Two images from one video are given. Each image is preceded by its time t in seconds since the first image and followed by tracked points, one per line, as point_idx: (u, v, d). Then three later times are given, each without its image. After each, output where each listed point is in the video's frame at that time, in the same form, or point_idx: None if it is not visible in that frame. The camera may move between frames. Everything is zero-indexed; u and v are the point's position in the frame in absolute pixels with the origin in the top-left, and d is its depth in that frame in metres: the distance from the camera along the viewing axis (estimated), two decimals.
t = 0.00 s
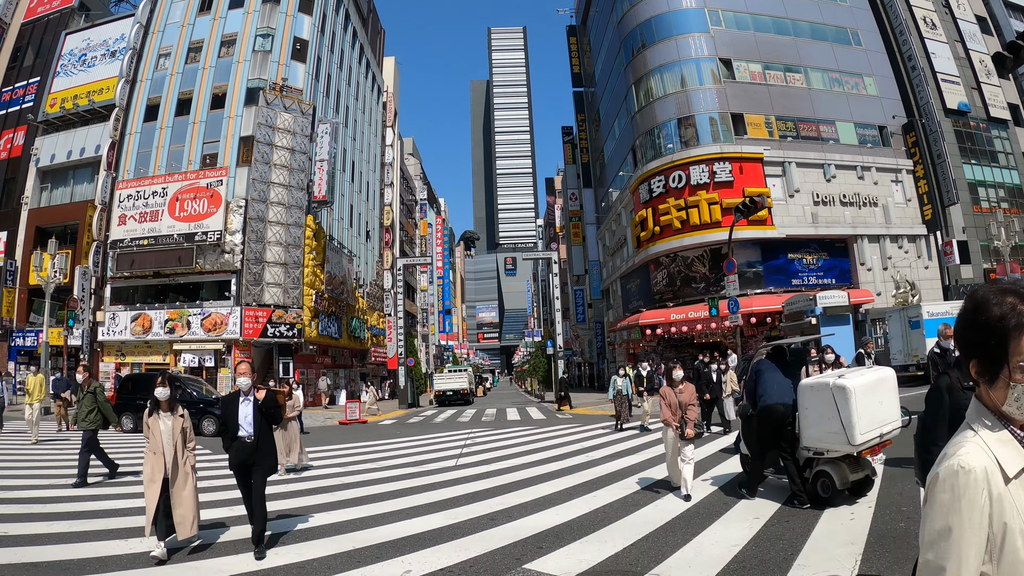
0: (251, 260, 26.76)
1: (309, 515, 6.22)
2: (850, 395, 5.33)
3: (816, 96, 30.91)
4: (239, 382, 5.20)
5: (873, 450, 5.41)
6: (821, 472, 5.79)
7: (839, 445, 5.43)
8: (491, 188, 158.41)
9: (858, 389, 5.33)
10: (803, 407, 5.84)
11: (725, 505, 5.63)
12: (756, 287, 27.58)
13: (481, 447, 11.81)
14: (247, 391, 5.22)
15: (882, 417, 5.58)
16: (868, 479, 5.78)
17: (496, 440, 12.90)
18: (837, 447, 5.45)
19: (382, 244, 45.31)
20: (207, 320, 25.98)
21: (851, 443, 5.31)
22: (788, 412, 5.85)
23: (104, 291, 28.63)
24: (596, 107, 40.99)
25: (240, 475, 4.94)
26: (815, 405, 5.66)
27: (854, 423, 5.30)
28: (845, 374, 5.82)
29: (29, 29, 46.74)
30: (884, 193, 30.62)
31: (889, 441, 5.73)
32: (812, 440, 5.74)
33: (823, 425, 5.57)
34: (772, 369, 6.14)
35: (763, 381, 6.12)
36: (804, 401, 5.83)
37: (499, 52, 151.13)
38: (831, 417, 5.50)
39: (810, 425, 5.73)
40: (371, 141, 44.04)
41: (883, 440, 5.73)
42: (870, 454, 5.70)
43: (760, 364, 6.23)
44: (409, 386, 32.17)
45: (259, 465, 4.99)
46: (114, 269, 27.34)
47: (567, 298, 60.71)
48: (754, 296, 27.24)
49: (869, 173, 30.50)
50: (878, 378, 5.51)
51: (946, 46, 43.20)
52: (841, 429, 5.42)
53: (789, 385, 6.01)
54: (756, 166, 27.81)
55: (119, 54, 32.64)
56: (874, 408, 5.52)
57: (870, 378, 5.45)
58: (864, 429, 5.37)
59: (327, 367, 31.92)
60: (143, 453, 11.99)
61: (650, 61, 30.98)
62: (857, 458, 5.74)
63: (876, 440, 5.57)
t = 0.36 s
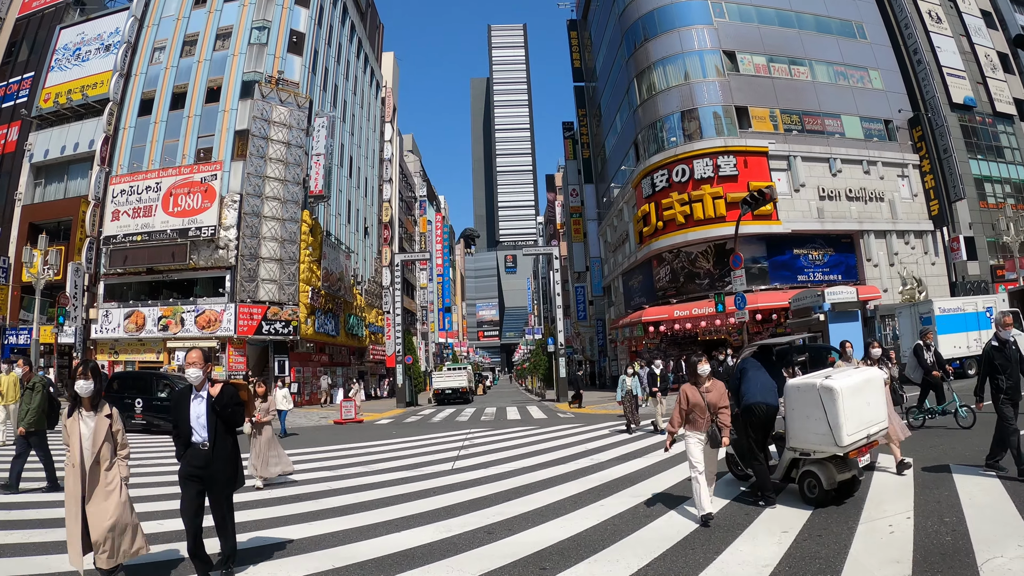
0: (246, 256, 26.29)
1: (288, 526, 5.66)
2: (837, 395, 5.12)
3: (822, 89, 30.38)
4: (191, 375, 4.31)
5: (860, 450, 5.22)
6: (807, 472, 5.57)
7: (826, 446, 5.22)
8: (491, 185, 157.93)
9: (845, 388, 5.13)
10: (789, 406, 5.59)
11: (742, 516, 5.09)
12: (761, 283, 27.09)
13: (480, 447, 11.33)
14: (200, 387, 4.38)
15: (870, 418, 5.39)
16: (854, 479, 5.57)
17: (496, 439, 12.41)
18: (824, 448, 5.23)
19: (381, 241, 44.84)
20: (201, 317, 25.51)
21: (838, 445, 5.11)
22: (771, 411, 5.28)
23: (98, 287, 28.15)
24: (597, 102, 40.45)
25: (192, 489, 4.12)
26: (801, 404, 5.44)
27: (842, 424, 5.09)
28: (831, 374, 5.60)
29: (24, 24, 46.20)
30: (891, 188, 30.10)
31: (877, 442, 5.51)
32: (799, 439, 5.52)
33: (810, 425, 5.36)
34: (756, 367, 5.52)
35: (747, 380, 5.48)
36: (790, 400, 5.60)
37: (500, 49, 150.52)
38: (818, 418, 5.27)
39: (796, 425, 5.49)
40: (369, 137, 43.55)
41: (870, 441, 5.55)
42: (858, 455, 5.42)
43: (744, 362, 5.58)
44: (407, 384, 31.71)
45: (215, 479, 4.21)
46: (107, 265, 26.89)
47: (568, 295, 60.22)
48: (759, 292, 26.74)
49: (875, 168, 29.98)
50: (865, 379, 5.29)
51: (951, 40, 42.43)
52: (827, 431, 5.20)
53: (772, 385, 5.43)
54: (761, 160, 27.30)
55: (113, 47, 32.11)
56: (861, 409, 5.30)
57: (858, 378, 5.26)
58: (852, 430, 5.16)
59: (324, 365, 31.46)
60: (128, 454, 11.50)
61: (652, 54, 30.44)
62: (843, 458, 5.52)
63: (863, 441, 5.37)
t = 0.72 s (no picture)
0: (240, 252, 25.84)
1: (262, 540, 5.11)
2: (819, 396, 4.88)
3: (827, 82, 29.86)
4: (100, 376, 3.46)
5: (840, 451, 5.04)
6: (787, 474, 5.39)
7: (806, 447, 5.01)
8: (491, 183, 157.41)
9: (826, 389, 4.89)
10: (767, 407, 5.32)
11: (762, 528, 4.62)
12: (765, 280, 26.63)
13: (477, 448, 10.87)
14: (113, 389, 3.55)
15: (848, 419, 5.23)
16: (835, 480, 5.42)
17: (495, 440, 11.93)
18: (805, 448, 4.99)
19: (379, 238, 44.40)
20: (195, 314, 25.08)
21: (820, 446, 4.87)
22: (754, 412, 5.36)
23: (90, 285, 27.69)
24: (598, 97, 39.92)
25: (109, 524, 3.37)
26: (781, 405, 5.16)
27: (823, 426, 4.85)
28: (811, 376, 5.44)
29: (18, 19, 45.71)
30: (897, 183, 29.59)
31: (858, 443, 5.40)
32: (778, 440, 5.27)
33: (789, 426, 5.10)
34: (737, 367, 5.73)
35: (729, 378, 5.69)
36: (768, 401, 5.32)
37: (500, 47, 149.95)
38: (798, 418, 5.02)
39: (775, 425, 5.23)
40: (367, 133, 43.08)
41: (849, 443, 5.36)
42: (838, 455, 5.29)
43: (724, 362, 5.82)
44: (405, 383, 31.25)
45: (133, 510, 3.42)
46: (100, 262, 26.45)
47: (569, 293, 59.74)
48: (764, 289, 26.29)
49: (881, 163, 29.48)
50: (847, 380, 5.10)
51: (956, 34, 41.85)
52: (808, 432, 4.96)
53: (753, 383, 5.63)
54: (765, 154, 26.81)
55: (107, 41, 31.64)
56: (840, 410, 5.12)
57: (838, 380, 5.07)
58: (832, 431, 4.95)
59: (321, 363, 31.01)
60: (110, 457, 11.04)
61: (654, 46, 29.93)
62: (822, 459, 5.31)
63: (841, 442, 5.20)
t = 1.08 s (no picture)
0: (233, 249, 25.36)
1: (228, 562, 4.60)
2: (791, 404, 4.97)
3: (831, 76, 29.33)
4: None
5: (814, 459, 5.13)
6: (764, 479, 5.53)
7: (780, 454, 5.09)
8: (491, 181, 156.96)
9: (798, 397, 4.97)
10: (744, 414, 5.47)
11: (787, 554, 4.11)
12: (769, 277, 26.15)
13: (472, 451, 10.37)
14: None
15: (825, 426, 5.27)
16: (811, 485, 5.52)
17: (493, 443, 11.42)
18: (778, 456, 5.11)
19: (377, 235, 43.91)
20: (187, 312, 24.64)
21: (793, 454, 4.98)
22: (727, 419, 5.54)
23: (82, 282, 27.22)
24: (599, 92, 39.40)
25: None
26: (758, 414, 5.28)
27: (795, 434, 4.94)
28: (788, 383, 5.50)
29: (12, 15, 45.19)
30: (903, 178, 29.05)
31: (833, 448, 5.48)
32: (755, 447, 5.43)
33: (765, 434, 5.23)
34: (714, 373, 5.79)
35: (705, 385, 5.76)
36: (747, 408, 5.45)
37: (500, 45, 149.34)
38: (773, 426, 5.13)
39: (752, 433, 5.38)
40: (365, 129, 42.57)
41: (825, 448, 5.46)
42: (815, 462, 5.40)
43: (702, 368, 5.87)
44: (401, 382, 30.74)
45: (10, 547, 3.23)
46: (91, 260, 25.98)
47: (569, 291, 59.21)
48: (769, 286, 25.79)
49: (886, 158, 28.96)
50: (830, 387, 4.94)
51: (962, 29, 41.24)
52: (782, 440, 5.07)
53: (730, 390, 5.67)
54: (769, 148, 26.29)
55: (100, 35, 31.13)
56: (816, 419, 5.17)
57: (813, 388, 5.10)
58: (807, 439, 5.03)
59: (316, 362, 30.54)
60: (89, 461, 10.56)
61: (656, 39, 29.41)
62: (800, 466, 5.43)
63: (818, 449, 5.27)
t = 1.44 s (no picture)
0: (228, 244, 24.88)
1: None
2: (775, 402, 4.86)
3: (838, 69, 28.81)
4: None
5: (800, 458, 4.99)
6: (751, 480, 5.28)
7: (764, 454, 4.96)
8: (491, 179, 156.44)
9: (782, 395, 4.86)
10: (728, 413, 5.28)
11: None
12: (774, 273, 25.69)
13: (471, 452, 9.90)
14: None
15: (809, 425, 5.14)
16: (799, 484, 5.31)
17: (492, 443, 10.95)
18: (762, 454, 4.97)
19: (375, 232, 43.42)
20: (180, 309, 24.18)
21: (778, 453, 4.84)
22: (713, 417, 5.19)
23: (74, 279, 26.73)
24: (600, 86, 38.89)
25: None
26: (742, 413, 5.14)
27: (780, 433, 4.83)
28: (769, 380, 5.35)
29: (6, 9, 44.58)
30: (910, 173, 28.54)
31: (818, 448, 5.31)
32: (738, 446, 5.26)
33: (750, 434, 5.07)
34: (697, 370, 5.50)
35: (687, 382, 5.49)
36: (730, 408, 5.28)
37: (500, 42, 148.66)
38: (756, 425, 5.02)
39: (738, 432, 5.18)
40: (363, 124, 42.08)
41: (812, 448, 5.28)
42: (800, 462, 5.19)
43: (684, 366, 5.59)
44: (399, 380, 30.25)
45: None
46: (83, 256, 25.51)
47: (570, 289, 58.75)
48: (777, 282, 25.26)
49: (894, 152, 28.45)
50: (807, 385, 5.08)
51: (968, 22, 40.66)
52: (767, 438, 4.92)
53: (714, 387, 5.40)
54: (775, 142, 25.80)
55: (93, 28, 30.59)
56: (800, 416, 5.05)
57: (795, 386, 5.01)
58: (791, 438, 4.91)
59: (313, 359, 30.09)
60: (68, 462, 10.09)
61: (659, 31, 28.88)
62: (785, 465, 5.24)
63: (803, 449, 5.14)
